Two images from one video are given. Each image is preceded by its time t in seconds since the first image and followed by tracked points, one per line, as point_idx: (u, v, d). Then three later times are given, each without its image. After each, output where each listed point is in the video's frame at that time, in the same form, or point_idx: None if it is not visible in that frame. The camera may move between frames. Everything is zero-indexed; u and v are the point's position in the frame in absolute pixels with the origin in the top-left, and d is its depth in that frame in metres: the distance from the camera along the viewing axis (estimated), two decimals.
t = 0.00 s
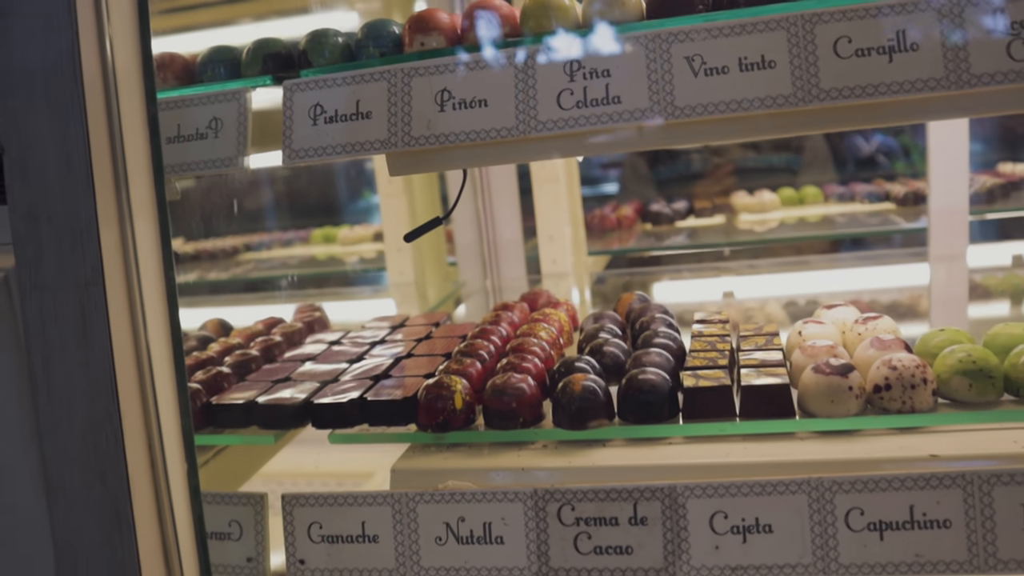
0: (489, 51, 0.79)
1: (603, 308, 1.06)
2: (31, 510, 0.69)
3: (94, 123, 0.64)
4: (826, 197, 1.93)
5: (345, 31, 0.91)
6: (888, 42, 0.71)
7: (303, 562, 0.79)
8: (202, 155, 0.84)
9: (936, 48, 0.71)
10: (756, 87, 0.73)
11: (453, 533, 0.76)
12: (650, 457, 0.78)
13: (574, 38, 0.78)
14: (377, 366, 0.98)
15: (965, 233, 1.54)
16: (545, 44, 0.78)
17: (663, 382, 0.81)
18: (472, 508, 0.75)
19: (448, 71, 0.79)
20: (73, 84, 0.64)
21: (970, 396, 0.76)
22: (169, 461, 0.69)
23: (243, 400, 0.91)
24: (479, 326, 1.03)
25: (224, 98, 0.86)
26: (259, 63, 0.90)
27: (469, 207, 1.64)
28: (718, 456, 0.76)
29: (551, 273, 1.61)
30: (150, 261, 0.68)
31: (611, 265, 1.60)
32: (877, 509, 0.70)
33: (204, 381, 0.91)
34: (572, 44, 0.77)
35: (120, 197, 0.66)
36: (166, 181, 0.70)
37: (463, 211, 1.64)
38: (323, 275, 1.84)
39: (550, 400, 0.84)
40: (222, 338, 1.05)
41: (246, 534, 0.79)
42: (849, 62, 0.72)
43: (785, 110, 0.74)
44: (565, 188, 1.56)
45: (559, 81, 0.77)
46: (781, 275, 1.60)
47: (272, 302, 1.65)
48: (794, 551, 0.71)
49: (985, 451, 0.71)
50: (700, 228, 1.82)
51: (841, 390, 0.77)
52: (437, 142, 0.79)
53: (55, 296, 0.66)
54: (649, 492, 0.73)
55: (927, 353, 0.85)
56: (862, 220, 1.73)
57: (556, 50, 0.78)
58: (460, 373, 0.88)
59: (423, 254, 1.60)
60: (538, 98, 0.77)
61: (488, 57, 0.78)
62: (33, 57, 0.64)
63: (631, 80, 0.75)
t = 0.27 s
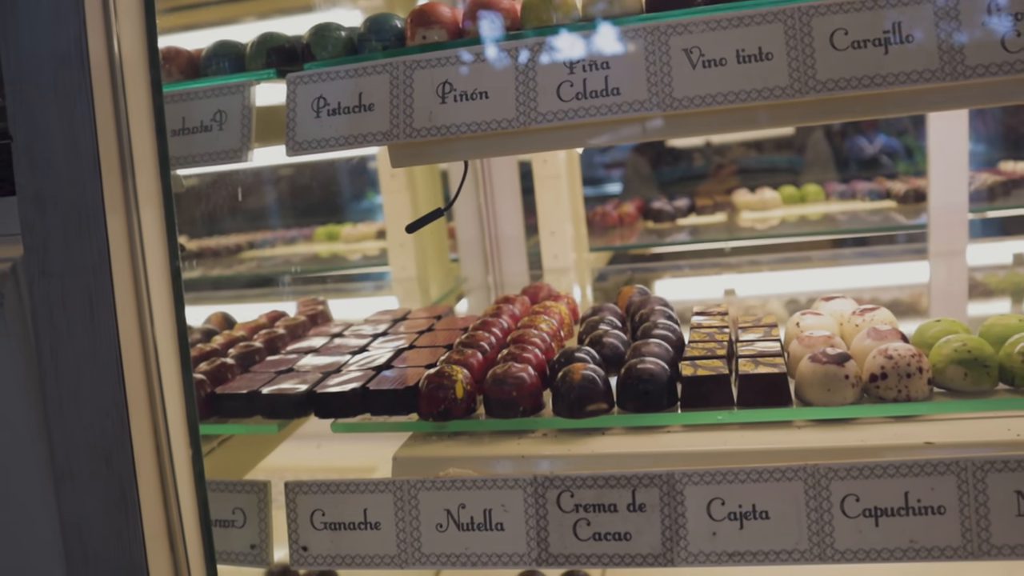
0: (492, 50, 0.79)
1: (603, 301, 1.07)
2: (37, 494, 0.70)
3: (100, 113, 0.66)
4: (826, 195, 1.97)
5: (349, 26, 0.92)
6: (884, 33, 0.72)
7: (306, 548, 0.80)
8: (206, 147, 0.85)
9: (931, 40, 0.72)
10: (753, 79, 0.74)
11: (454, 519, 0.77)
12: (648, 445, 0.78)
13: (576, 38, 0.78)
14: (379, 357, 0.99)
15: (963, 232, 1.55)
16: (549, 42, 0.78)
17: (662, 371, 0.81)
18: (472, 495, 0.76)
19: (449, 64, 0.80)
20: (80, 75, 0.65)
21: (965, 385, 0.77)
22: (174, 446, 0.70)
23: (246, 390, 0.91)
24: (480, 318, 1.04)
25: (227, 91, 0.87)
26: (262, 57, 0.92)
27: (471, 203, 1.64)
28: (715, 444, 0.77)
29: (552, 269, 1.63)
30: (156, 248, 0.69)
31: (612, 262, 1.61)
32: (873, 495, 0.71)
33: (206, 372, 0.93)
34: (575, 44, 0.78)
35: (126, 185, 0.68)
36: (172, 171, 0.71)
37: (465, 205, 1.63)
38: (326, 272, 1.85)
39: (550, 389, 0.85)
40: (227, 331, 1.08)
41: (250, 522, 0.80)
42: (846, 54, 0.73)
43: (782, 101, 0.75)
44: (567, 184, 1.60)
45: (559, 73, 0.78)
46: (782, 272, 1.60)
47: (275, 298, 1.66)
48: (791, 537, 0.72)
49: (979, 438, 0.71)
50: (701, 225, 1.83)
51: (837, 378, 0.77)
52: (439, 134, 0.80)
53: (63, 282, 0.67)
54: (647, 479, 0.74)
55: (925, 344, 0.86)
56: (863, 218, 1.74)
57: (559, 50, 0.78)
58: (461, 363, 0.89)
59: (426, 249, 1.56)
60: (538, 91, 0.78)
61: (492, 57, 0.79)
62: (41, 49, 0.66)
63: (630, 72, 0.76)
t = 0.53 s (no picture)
0: (496, 48, 0.80)
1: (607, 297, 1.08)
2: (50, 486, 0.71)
3: (111, 108, 0.66)
4: (830, 193, 1.97)
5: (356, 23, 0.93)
6: (888, 30, 0.73)
7: (313, 541, 0.81)
8: (214, 144, 0.86)
9: (934, 36, 0.72)
10: (757, 75, 0.75)
11: (460, 512, 0.78)
12: (652, 439, 0.79)
13: (580, 36, 0.79)
14: (385, 351, 0.99)
15: (966, 231, 1.54)
16: (552, 41, 0.79)
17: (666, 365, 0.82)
18: (477, 488, 0.77)
19: (455, 61, 0.81)
20: (91, 71, 0.66)
21: (968, 379, 0.78)
22: (183, 437, 0.71)
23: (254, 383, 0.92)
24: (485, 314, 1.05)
25: (238, 87, 0.88)
26: (269, 53, 0.92)
27: (475, 201, 1.62)
28: (719, 437, 0.78)
29: (557, 265, 1.61)
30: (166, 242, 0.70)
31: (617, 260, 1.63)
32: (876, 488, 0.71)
33: (215, 366, 0.93)
34: (579, 42, 0.78)
35: (137, 180, 0.68)
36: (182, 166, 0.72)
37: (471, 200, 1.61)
38: (331, 269, 1.85)
39: (555, 384, 0.86)
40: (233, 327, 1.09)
41: (257, 514, 0.81)
42: (849, 51, 0.73)
43: (787, 97, 0.76)
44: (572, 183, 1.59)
45: (564, 69, 0.79)
46: (785, 269, 1.61)
47: (280, 295, 1.67)
48: (794, 530, 0.72)
49: (982, 432, 0.72)
50: (705, 222, 1.83)
51: (840, 372, 0.78)
52: (445, 130, 0.80)
53: (74, 275, 0.68)
54: (651, 472, 0.74)
55: (927, 339, 0.86)
56: (866, 216, 1.74)
57: (562, 48, 0.79)
58: (467, 357, 0.90)
59: (430, 246, 1.61)
60: (544, 87, 0.79)
61: (494, 54, 0.80)
62: (53, 45, 0.66)
63: (635, 68, 0.77)
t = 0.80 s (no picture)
0: (498, 45, 0.79)
1: (608, 288, 1.07)
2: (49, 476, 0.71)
3: (110, 95, 0.66)
4: (833, 186, 1.95)
5: (357, 12, 0.92)
6: (891, 18, 0.72)
7: (313, 531, 0.81)
8: (215, 133, 0.85)
9: (938, 23, 0.72)
10: (760, 63, 0.74)
11: (460, 502, 0.77)
12: (653, 429, 0.79)
13: (582, 32, 0.78)
14: (386, 342, 0.99)
15: (970, 225, 1.55)
16: (554, 37, 0.78)
17: (667, 355, 0.82)
18: (477, 478, 0.77)
19: (456, 49, 0.80)
20: (91, 58, 0.65)
21: (971, 370, 0.77)
22: (183, 426, 0.71)
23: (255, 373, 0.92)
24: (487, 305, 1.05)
25: (239, 78, 0.88)
26: (270, 43, 0.92)
27: (476, 189, 1.62)
28: (720, 427, 0.78)
29: (557, 258, 1.60)
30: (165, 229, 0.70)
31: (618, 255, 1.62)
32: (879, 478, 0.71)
33: (215, 357, 0.93)
34: (582, 39, 0.78)
35: (136, 168, 0.68)
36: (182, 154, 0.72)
37: (474, 191, 1.62)
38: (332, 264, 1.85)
39: (556, 374, 0.86)
40: (233, 320, 1.09)
41: (257, 504, 0.82)
42: (852, 38, 0.73)
43: (790, 86, 0.75)
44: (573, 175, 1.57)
45: (565, 58, 0.78)
46: (788, 263, 1.60)
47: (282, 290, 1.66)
48: (796, 520, 0.72)
49: (985, 422, 0.72)
50: (707, 217, 1.82)
51: (843, 362, 0.78)
52: (446, 119, 0.80)
53: (73, 263, 0.67)
54: (652, 462, 0.74)
55: (930, 330, 0.86)
56: (869, 210, 1.73)
57: (565, 45, 0.78)
58: (468, 348, 0.89)
59: (431, 238, 1.60)
60: (545, 76, 0.78)
61: (498, 52, 0.79)
62: (53, 32, 0.66)
63: (636, 56, 0.77)
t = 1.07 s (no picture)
0: (500, 41, 0.79)
1: (611, 282, 1.07)
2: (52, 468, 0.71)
3: (113, 86, 0.66)
4: (835, 182, 1.95)
5: (360, 5, 0.92)
6: (895, 10, 0.72)
7: (315, 524, 0.81)
8: (217, 126, 0.85)
9: (942, 15, 0.71)
10: (763, 56, 0.74)
11: (463, 495, 0.78)
12: (656, 422, 0.79)
13: (584, 28, 0.77)
14: (390, 336, 0.99)
15: (971, 221, 1.54)
16: (557, 33, 0.78)
17: (669, 348, 0.82)
18: (480, 471, 0.77)
19: (458, 42, 0.80)
20: (93, 49, 0.65)
21: (974, 363, 0.77)
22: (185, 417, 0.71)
23: (256, 367, 0.92)
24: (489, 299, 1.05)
25: (239, 70, 0.87)
26: (273, 36, 0.91)
27: (478, 181, 1.62)
28: (722, 421, 0.78)
29: (559, 252, 1.59)
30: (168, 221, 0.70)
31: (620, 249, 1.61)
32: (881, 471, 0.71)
33: (216, 350, 0.93)
34: (584, 35, 0.77)
35: (139, 160, 0.68)
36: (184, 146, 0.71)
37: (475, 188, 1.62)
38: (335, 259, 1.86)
39: (558, 367, 0.86)
40: (236, 313, 1.09)
41: (260, 498, 0.82)
42: (856, 31, 0.73)
43: (793, 78, 0.75)
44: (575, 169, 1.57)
45: (568, 51, 0.78)
46: (790, 259, 1.59)
47: (284, 285, 1.67)
48: (798, 513, 0.72)
49: (987, 415, 0.71)
50: (709, 212, 1.81)
51: (845, 356, 0.78)
52: (448, 111, 0.80)
53: (76, 254, 0.67)
54: (655, 455, 0.74)
55: (933, 323, 0.86)
56: (872, 205, 1.73)
57: (568, 41, 0.78)
58: (470, 341, 0.89)
59: (433, 232, 1.60)
60: (547, 69, 0.78)
61: (499, 48, 0.79)
62: (56, 23, 0.66)
63: (639, 49, 0.76)
